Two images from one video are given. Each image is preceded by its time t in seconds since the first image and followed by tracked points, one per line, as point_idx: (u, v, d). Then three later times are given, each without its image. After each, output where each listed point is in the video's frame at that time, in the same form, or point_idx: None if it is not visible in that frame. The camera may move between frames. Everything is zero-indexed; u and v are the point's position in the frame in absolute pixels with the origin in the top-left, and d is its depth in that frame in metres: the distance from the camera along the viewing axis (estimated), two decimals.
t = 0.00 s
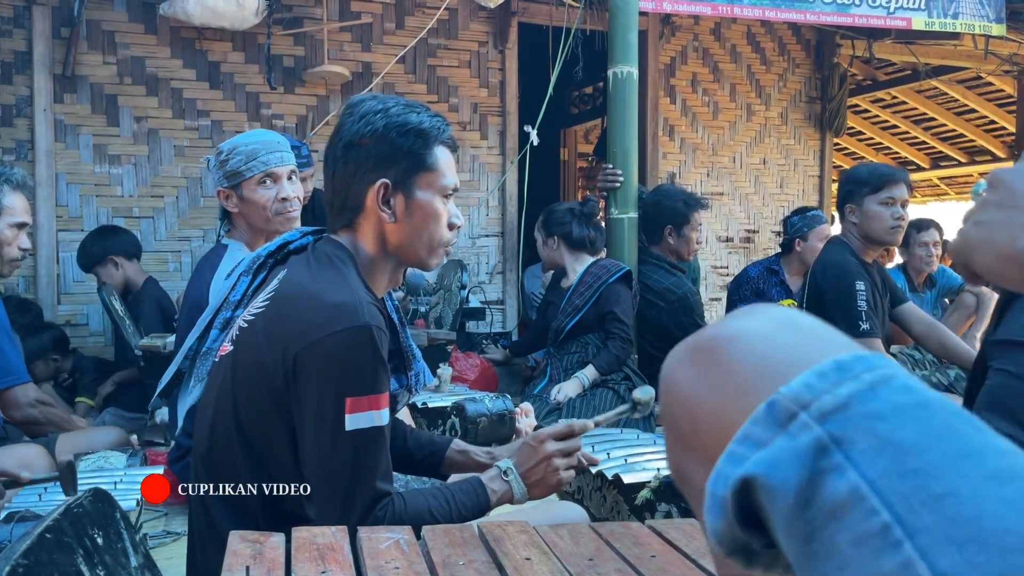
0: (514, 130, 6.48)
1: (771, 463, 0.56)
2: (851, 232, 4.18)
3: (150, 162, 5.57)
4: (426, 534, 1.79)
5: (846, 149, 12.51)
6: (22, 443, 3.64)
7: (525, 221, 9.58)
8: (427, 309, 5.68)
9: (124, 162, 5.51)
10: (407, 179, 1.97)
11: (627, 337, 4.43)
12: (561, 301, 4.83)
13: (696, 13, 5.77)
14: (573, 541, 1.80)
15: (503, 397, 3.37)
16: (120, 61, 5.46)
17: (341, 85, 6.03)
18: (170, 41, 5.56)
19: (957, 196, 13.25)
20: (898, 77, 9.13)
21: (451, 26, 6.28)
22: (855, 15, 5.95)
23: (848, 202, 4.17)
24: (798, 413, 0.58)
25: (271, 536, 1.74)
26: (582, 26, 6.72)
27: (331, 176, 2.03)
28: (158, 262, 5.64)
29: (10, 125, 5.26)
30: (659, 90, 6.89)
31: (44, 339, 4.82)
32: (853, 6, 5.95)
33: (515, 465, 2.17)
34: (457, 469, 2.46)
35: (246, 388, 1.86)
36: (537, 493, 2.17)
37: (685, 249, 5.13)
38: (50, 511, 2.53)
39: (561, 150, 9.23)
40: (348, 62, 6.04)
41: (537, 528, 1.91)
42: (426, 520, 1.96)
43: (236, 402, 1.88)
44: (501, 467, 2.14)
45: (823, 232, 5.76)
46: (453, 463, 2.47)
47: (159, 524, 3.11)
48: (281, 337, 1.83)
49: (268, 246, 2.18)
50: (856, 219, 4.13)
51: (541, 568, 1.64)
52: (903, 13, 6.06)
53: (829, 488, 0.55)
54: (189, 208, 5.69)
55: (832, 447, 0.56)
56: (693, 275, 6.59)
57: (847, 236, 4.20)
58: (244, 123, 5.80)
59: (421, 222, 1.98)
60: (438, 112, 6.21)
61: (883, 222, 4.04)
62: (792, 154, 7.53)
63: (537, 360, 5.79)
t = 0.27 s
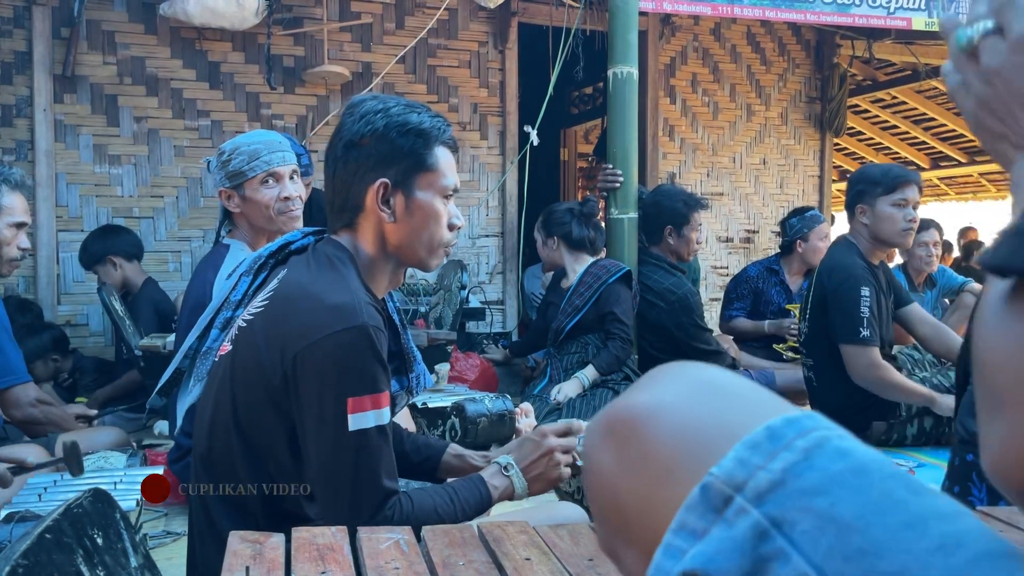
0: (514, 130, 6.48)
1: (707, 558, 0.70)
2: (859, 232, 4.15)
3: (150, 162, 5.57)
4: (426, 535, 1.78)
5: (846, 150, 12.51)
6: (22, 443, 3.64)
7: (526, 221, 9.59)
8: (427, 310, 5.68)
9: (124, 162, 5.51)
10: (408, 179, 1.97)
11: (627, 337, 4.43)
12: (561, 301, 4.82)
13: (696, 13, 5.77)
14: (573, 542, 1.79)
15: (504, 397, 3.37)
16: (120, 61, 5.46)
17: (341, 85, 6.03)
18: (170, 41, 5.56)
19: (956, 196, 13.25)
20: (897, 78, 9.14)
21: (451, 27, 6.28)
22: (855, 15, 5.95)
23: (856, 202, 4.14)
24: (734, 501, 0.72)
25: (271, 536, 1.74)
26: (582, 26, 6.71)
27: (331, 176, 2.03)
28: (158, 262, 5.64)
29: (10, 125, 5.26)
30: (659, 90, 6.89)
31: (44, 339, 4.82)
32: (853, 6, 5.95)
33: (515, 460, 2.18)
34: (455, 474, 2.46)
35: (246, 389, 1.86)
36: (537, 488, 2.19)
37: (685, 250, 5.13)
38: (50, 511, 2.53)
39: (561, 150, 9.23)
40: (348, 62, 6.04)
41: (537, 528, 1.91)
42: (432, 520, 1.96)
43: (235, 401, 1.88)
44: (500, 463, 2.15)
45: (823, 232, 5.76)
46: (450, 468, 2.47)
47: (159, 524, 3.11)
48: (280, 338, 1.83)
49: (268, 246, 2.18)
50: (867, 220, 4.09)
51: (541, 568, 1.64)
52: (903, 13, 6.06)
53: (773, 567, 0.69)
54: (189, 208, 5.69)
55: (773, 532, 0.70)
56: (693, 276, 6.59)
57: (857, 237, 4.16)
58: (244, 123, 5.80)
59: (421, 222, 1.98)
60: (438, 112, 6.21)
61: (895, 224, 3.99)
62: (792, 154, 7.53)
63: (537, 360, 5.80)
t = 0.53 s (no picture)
0: (514, 130, 6.48)
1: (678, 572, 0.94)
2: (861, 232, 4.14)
3: (149, 162, 5.57)
4: (426, 535, 1.78)
5: (846, 150, 12.51)
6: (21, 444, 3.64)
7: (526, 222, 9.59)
8: (427, 310, 5.68)
9: (124, 163, 5.51)
10: (408, 179, 1.97)
11: (627, 338, 4.43)
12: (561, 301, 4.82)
13: (696, 14, 5.78)
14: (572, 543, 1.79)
15: (503, 397, 3.37)
16: (120, 61, 5.46)
17: (341, 85, 6.03)
18: (170, 41, 5.56)
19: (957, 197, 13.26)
20: (897, 78, 9.14)
21: (451, 27, 6.28)
22: (855, 15, 5.95)
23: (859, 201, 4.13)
24: (699, 525, 0.96)
25: (271, 536, 1.74)
26: (582, 26, 6.71)
27: (331, 177, 2.03)
28: (158, 262, 5.64)
29: (10, 126, 5.26)
30: (659, 90, 6.89)
31: (44, 340, 4.81)
32: (853, 6, 5.95)
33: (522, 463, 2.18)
34: (450, 474, 2.46)
35: (246, 390, 1.86)
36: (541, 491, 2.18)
37: (685, 250, 5.13)
38: (50, 511, 2.53)
39: (561, 150, 9.23)
40: (348, 62, 6.04)
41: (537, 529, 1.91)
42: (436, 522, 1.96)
43: (235, 402, 1.88)
44: (506, 465, 2.15)
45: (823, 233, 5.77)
46: (447, 468, 2.47)
47: (160, 524, 3.12)
48: (280, 339, 1.83)
49: (268, 246, 2.18)
50: (872, 220, 4.09)
51: (541, 568, 1.64)
52: (903, 14, 6.07)
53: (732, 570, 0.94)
54: (189, 209, 5.69)
55: (736, 553, 0.94)
56: (693, 276, 6.60)
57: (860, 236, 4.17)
58: (244, 123, 5.80)
59: (421, 223, 1.98)
60: (438, 112, 6.21)
61: (900, 224, 3.99)
62: (792, 154, 7.53)
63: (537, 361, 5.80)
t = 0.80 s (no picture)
0: (514, 130, 6.48)
1: None
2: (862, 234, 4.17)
3: (149, 163, 5.57)
4: (426, 536, 1.78)
5: (846, 150, 12.52)
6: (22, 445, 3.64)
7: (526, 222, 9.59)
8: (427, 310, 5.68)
9: (124, 163, 5.51)
10: (413, 184, 1.97)
11: (627, 338, 4.43)
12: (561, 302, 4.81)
13: (696, 14, 5.78)
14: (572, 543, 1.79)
15: (503, 398, 3.37)
16: (120, 62, 5.46)
17: (341, 85, 6.03)
18: (170, 41, 5.56)
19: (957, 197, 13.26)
20: (897, 79, 9.15)
21: (451, 27, 6.28)
22: (855, 15, 5.95)
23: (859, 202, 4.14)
24: (666, 570, 0.87)
25: (271, 537, 1.74)
26: (582, 26, 6.72)
27: (333, 177, 2.01)
28: (158, 263, 5.64)
29: (10, 126, 5.26)
30: (658, 90, 6.89)
31: (44, 340, 4.82)
32: (853, 6, 5.95)
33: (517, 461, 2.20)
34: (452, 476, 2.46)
35: (241, 390, 1.86)
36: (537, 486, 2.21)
37: (685, 250, 5.13)
38: (50, 512, 2.53)
39: (561, 150, 9.24)
40: (348, 63, 6.04)
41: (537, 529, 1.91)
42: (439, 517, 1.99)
43: (231, 402, 1.88)
44: (501, 463, 2.18)
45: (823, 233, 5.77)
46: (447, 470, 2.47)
47: (160, 525, 3.12)
48: (274, 339, 1.83)
49: (265, 247, 2.18)
50: (875, 219, 4.09)
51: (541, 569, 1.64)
52: (903, 14, 6.07)
53: None
54: (189, 209, 5.69)
55: None
56: (693, 277, 6.60)
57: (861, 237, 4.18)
58: (244, 124, 5.80)
59: (423, 227, 1.99)
60: (438, 112, 6.21)
61: (903, 226, 3.99)
62: (792, 154, 7.54)
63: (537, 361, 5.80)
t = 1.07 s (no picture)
0: (514, 131, 6.48)
1: None
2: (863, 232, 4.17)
3: (149, 163, 5.57)
4: (425, 536, 1.78)
5: (845, 150, 12.52)
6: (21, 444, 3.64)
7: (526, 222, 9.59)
8: (427, 310, 5.68)
9: (124, 163, 5.51)
10: (402, 177, 1.97)
11: (627, 338, 4.43)
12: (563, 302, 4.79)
13: (695, 14, 5.78)
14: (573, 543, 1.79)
15: (503, 398, 3.37)
16: (119, 62, 5.46)
17: (341, 85, 6.03)
18: (170, 41, 5.56)
19: (957, 198, 13.27)
20: (897, 79, 9.15)
21: (451, 28, 6.28)
22: (855, 16, 5.95)
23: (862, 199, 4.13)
24: None
25: (271, 537, 1.74)
26: (582, 26, 6.72)
27: (324, 179, 2.02)
28: (158, 263, 5.64)
29: (10, 126, 5.26)
30: (658, 90, 6.89)
31: (43, 340, 4.81)
32: (853, 6, 5.94)
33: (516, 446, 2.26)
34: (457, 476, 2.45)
35: (241, 390, 1.86)
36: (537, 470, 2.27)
37: (685, 250, 5.13)
38: (50, 512, 2.53)
39: (561, 150, 9.23)
40: (348, 63, 6.04)
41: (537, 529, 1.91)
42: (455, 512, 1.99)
43: (233, 402, 1.88)
44: (501, 449, 2.22)
45: (823, 233, 5.77)
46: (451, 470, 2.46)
47: (159, 525, 3.12)
48: (274, 338, 1.83)
49: (264, 247, 2.18)
50: (895, 223, 4.03)
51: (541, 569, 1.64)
52: (903, 14, 6.07)
53: None
54: (189, 209, 5.69)
55: None
56: (693, 277, 6.60)
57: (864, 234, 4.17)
58: (244, 124, 5.80)
59: (417, 221, 1.98)
60: (438, 112, 6.21)
61: (913, 233, 4.02)
62: (791, 155, 7.54)
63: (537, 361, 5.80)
